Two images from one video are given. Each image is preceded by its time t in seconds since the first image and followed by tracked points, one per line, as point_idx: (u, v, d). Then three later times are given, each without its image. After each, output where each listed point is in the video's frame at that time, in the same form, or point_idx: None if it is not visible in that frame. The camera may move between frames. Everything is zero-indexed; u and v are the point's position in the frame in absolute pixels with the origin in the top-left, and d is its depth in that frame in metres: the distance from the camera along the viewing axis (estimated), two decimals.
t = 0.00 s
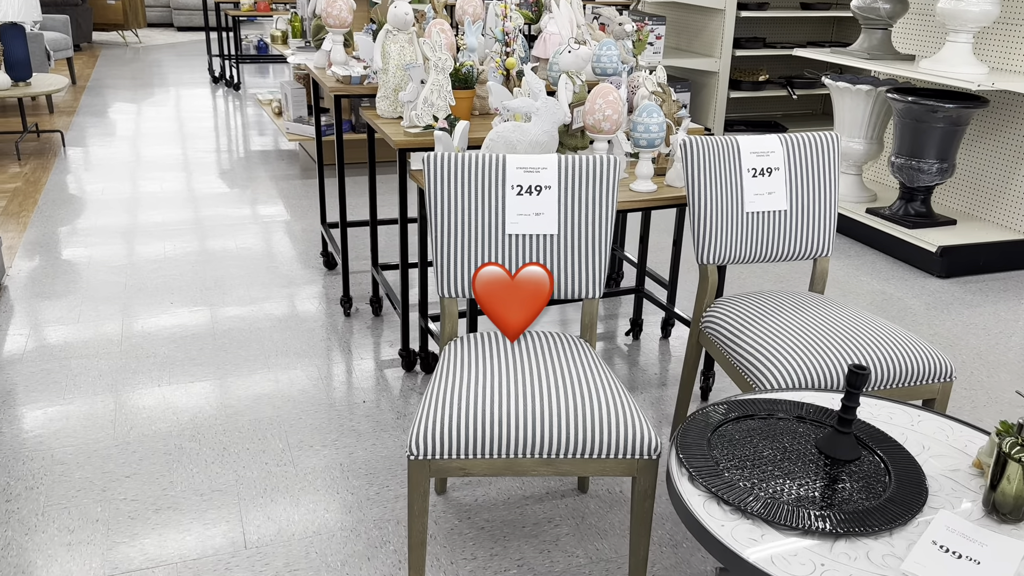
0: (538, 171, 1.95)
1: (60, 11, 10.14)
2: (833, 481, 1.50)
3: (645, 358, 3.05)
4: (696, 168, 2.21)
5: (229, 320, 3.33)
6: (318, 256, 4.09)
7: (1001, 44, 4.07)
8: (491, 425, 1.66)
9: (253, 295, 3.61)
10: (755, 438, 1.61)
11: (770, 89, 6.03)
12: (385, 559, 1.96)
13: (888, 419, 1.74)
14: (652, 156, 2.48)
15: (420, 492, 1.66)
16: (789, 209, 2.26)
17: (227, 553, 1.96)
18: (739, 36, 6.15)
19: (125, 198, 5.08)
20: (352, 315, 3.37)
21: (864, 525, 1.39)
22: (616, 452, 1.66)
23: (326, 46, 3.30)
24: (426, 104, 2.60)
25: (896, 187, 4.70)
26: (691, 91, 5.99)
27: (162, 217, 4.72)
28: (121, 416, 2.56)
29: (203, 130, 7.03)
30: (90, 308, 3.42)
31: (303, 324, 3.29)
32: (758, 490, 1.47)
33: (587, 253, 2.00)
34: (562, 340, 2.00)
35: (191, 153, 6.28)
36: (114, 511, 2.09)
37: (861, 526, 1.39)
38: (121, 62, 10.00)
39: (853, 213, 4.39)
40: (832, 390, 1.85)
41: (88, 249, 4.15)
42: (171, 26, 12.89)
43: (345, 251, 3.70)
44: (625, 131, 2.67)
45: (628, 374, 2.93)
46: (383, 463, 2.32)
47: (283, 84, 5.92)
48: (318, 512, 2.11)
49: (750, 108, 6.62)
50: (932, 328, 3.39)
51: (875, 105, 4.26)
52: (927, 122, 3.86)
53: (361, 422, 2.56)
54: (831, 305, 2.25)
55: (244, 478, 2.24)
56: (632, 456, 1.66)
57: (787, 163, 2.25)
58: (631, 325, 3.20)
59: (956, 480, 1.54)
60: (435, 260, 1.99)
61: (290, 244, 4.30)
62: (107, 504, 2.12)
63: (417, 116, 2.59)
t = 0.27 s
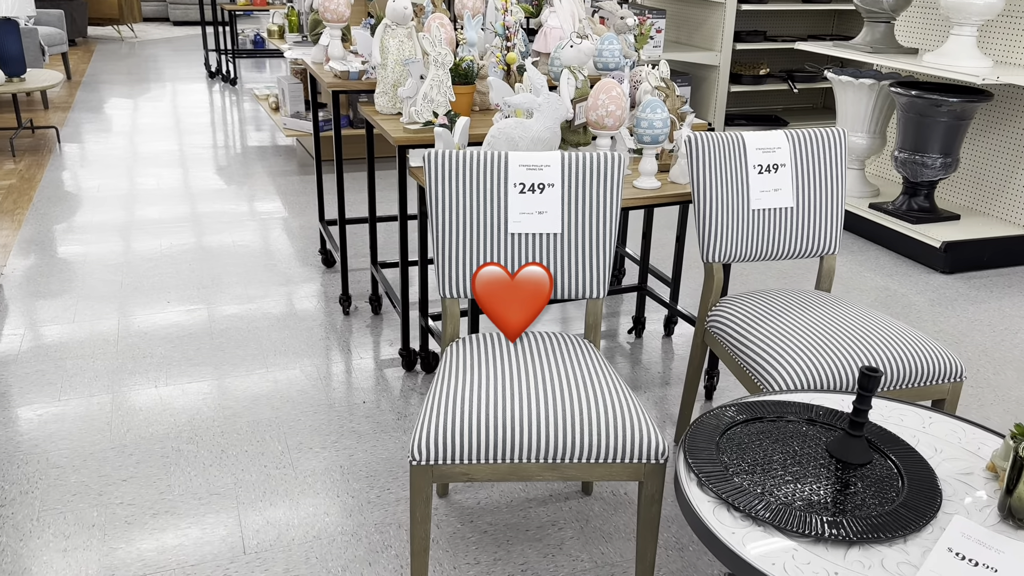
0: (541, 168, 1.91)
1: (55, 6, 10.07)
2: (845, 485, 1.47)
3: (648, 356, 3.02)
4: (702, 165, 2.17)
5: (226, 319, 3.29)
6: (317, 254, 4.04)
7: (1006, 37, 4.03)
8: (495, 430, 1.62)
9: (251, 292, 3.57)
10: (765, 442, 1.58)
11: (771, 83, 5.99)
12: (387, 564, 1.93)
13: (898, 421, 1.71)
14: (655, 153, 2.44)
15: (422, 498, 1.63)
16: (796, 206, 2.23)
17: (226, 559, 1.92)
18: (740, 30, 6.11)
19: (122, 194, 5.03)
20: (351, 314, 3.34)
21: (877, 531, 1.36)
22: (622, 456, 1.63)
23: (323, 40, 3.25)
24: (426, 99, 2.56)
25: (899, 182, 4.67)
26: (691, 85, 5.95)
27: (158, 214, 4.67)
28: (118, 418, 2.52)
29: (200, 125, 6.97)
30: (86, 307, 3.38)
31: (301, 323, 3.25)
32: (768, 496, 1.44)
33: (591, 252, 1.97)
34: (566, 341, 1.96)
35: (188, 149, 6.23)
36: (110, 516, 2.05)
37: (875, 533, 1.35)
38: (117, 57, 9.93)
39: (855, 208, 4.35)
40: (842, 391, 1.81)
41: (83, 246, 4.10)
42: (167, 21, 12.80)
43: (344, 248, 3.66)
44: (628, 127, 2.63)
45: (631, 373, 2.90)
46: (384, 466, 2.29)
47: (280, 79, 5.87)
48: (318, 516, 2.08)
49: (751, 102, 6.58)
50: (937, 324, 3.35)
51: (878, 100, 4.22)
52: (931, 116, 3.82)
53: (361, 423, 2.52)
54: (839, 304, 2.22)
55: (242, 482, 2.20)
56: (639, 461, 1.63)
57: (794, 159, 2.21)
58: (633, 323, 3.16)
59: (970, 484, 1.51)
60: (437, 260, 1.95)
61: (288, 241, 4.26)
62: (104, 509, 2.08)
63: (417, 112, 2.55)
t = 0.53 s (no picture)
0: (542, 165, 1.87)
1: None
2: (857, 490, 1.43)
3: (648, 353, 2.99)
4: (705, 161, 2.13)
5: (222, 316, 3.24)
6: (313, 250, 3.99)
7: (1007, 29, 4.00)
8: (497, 434, 1.59)
9: (246, 289, 3.51)
10: (774, 444, 1.55)
11: (769, 76, 5.94)
12: (387, 569, 1.89)
13: (907, 422, 1.68)
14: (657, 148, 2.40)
15: (423, 504, 1.59)
16: (800, 201, 2.19)
17: (223, 564, 1.88)
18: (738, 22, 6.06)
19: (114, 190, 4.96)
20: (348, 311, 3.29)
21: (890, 537, 1.32)
22: (628, 460, 1.59)
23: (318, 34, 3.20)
24: (423, 94, 2.51)
25: (899, 176, 4.64)
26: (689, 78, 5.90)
27: (151, 210, 4.61)
28: (111, 419, 2.47)
29: (193, 120, 6.90)
30: (78, 305, 3.32)
31: (297, 321, 3.21)
32: (778, 500, 1.41)
33: (593, 250, 1.93)
34: (568, 341, 1.93)
35: (181, 143, 6.16)
36: (104, 521, 2.00)
37: (888, 539, 1.32)
38: (109, 51, 9.83)
39: (855, 202, 4.33)
40: (849, 391, 1.78)
41: (76, 243, 4.04)
42: (159, 14, 12.69)
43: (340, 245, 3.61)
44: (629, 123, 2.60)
45: (632, 371, 2.87)
46: (383, 468, 2.25)
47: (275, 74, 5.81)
48: (316, 520, 2.04)
49: (748, 95, 6.54)
50: (939, 320, 3.33)
51: (878, 95, 4.20)
52: (932, 109, 3.78)
53: (359, 424, 2.48)
54: (844, 301, 2.18)
55: (239, 485, 2.16)
56: (644, 464, 1.60)
57: (798, 154, 2.17)
58: (633, 320, 3.13)
59: (982, 487, 1.47)
60: (436, 259, 1.91)
61: (283, 237, 4.20)
62: (97, 513, 2.03)
63: (415, 107, 2.50)
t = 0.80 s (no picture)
0: (545, 162, 1.83)
1: None
2: (873, 494, 1.40)
3: (650, 352, 2.95)
4: (711, 157, 2.09)
5: (217, 315, 3.19)
6: (308, 248, 3.95)
7: (1009, 22, 3.96)
8: (503, 439, 1.55)
9: (242, 288, 3.46)
10: (786, 448, 1.51)
11: (767, 69, 5.90)
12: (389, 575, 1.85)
13: (921, 423, 1.64)
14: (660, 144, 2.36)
15: (427, 510, 1.55)
16: (807, 198, 2.16)
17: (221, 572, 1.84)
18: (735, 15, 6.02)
19: (107, 187, 4.90)
20: (345, 310, 3.25)
21: (909, 543, 1.29)
22: (636, 465, 1.55)
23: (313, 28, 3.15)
24: (422, 90, 2.46)
25: (900, 170, 4.61)
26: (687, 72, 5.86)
27: (144, 207, 4.55)
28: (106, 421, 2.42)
29: (186, 116, 6.83)
30: (71, 305, 3.27)
31: (294, 319, 3.16)
32: (793, 505, 1.37)
33: (598, 248, 1.89)
34: (574, 342, 1.89)
35: (174, 139, 6.09)
36: (99, 527, 1.96)
37: (906, 546, 1.28)
38: (100, 46, 9.74)
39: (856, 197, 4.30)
40: (861, 392, 1.74)
41: (68, 241, 3.98)
42: (150, 9, 12.59)
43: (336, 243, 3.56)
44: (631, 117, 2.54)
45: (634, 370, 2.83)
46: (383, 470, 2.21)
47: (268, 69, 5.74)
48: (316, 525, 2.00)
49: (745, 89, 6.51)
50: (942, 316, 3.30)
51: (879, 87, 4.16)
52: (933, 103, 3.75)
53: (359, 425, 2.44)
54: (851, 299, 2.15)
55: (237, 489, 2.11)
56: (653, 469, 1.56)
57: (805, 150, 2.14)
58: (635, 318, 3.09)
59: (999, 491, 1.44)
60: (438, 258, 1.87)
61: (279, 234, 4.15)
62: (92, 520, 1.98)
63: (413, 102, 2.45)
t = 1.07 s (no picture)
0: (552, 158, 1.81)
1: None
2: (891, 495, 1.38)
3: (653, 348, 2.93)
4: (718, 152, 2.07)
5: (216, 313, 3.15)
6: (306, 245, 3.91)
7: (1008, 16, 3.96)
8: (513, 440, 1.52)
9: (240, 285, 3.42)
10: (802, 448, 1.49)
11: (764, 63, 5.88)
12: None
13: (935, 421, 1.63)
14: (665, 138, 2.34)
15: (437, 513, 1.52)
16: (814, 193, 2.14)
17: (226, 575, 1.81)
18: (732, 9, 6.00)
19: (100, 184, 4.85)
20: (345, 308, 3.21)
21: (930, 544, 1.26)
22: (648, 466, 1.53)
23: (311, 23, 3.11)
24: (423, 85, 2.44)
25: (899, 165, 4.59)
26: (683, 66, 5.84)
27: (139, 203, 4.50)
28: (104, 421, 2.38)
29: (178, 111, 6.77)
30: (66, 303, 3.22)
31: (293, 317, 3.13)
32: (811, 507, 1.35)
33: (606, 246, 1.86)
34: (582, 341, 1.86)
35: (167, 135, 6.03)
36: (100, 531, 1.93)
37: (928, 548, 1.26)
38: (91, 42, 9.65)
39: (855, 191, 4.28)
40: (873, 390, 1.73)
41: (62, 239, 3.93)
42: (140, 4, 12.48)
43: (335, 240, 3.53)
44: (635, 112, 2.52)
45: (636, 367, 2.81)
46: (387, 471, 2.19)
47: (262, 64, 5.69)
48: (320, 526, 1.97)
49: (742, 83, 6.49)
50: (944, 310, 3.29)
51: (878, 81, 4.16)
52: (934, 97, 3.73)
53: (361, 425, 2.41)
54: (860, 296, 2.14)
55: (239, 491, 2.08)
56: (666, 470, 1.54)
57: (812, 145, 2.12)
58: (637, 314, 3.07)
59: (1016, 490, 1.43)
60: (443, 256, 1.84)
61: (276, 231, 4.11)
62: (93, 523, 1.95)
63: (414, 98, 2.43)
